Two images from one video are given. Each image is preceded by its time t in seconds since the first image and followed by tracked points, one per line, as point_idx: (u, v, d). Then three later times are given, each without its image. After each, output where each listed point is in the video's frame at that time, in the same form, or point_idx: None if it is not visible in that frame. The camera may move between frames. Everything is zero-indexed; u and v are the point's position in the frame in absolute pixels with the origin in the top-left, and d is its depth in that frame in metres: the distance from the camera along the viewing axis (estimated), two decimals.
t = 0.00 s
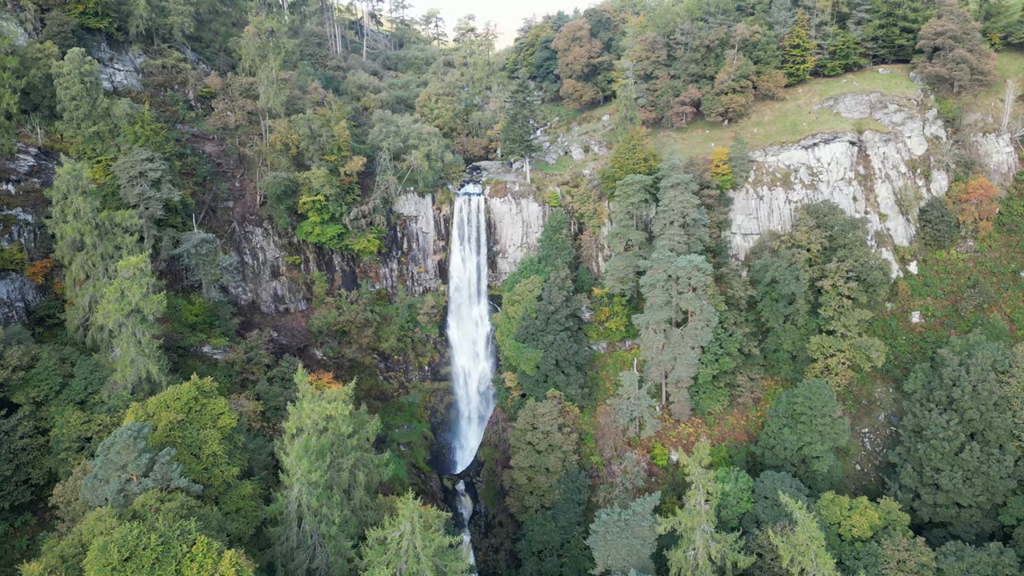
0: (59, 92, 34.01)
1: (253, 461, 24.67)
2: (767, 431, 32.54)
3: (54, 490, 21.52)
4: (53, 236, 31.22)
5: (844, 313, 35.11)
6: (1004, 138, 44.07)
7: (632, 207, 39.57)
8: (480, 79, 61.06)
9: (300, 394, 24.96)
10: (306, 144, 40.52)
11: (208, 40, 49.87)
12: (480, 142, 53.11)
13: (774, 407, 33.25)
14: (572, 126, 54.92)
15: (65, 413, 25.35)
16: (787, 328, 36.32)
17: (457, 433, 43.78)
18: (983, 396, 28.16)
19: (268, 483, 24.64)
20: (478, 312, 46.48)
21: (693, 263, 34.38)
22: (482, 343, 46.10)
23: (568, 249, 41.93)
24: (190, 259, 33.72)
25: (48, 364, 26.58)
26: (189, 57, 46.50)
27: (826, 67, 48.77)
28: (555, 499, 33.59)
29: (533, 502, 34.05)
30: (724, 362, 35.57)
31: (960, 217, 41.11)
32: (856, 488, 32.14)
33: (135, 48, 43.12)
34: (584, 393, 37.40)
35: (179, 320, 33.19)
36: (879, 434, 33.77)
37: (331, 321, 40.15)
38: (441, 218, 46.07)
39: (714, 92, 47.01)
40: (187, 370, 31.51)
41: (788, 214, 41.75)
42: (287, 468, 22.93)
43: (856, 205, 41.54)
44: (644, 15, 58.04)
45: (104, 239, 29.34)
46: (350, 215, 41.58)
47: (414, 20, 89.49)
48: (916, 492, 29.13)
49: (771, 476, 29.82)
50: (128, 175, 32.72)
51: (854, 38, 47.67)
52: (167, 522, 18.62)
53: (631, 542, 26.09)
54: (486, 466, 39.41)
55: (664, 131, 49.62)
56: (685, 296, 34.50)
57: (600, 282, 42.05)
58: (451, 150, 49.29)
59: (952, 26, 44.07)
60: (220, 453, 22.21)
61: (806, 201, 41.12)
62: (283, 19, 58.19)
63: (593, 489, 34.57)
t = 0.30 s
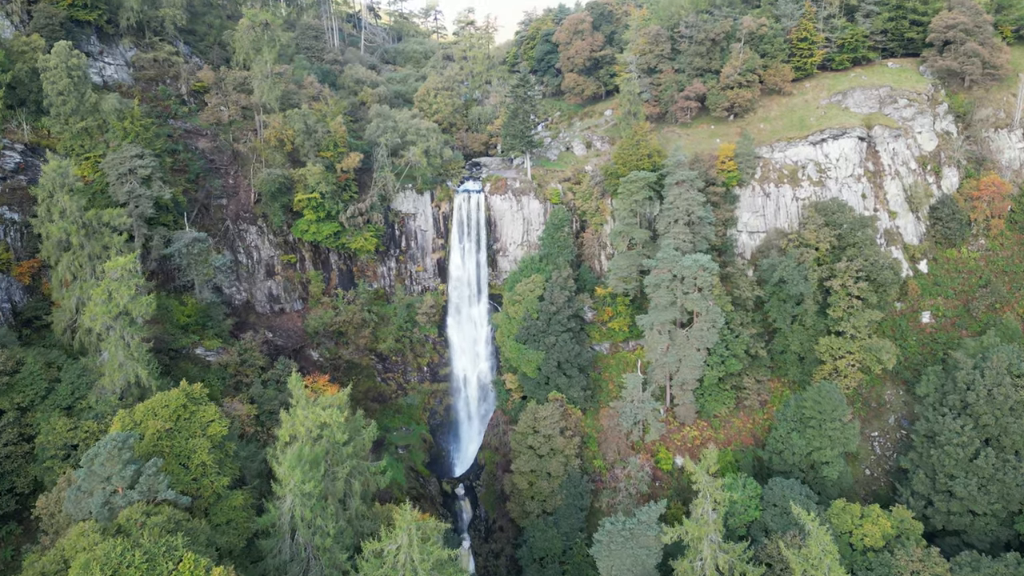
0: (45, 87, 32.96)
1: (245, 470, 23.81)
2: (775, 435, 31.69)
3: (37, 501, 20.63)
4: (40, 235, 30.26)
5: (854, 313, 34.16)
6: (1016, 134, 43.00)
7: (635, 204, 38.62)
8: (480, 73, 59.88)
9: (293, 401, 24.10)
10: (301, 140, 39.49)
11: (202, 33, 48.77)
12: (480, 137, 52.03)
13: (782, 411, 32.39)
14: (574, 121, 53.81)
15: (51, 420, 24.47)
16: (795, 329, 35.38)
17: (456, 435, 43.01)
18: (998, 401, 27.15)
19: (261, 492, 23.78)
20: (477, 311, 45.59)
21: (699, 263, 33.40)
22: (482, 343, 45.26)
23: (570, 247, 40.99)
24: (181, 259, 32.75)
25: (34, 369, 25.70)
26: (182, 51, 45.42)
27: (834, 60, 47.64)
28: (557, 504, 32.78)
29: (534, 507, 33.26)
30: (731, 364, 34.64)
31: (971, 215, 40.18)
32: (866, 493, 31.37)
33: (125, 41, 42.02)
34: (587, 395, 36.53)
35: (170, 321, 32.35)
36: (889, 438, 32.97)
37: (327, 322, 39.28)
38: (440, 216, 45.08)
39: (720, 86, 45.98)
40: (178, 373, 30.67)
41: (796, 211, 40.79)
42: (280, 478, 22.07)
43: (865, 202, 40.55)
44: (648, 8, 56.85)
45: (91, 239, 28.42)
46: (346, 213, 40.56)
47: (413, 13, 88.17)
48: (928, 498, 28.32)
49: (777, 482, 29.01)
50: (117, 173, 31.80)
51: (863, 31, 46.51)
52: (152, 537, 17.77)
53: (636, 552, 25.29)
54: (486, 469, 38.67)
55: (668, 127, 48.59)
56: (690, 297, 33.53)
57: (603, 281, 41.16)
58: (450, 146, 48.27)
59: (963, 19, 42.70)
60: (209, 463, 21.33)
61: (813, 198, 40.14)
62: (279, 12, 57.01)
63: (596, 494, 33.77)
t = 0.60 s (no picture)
0: (31, 81, 31.91)
1: (236, 479, 22.93)
2: (784, 440, 30.82)
3: (18, 513, 19.74)
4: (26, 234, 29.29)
5: (864, 314, 33.25)
6: None
7: (639, 202, 37.65)
8: (480, 67, 58.75)
9: (286, 407, 23.22)
10: (296, 136, 38.46)
11: (196, 26, 47.70)
12: (480, 133, 50.95)
13: (790, 415, 31.50)
14: (576, 116, 52.68)
15: (36, 426, 23.56)
16: (804, 331, 34.47)
17: (455, 437, 42.13)
18: (1015, 405, 26.23)
19: (253, 502, 22.91)
20: (477, 311, 44.69)
21: (705, 262, 32.40)
22: (482, 343, 44.41)
23: (572, 246, 40.10)
24: (172, 259, 31.86)
25: (18, 373, 24.81)
26: (174, 44, 44.37)
27: (842, 54, 46.49)
28: (559, 510, 31.96)
29: (536, 512, 32.42)
30: (738, 366, 33.67)
31: (983, 213, 39.37)
32: (877, 499, 30.59)
33: (116, 34, 40.93)
34: (590, 398, 35.64)
35: (161, 323, 31.53)
36: (900, 442, 32.17)
37: (323, 322, 38.43)
38: (439, 213, 44.06)
39: (725, 80, 44.95)
40: (170, 376, 29.80)
41: (804, 209, 39.83)
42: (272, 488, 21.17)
43: (874, 200, 39.58)
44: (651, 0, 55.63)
45: (78, 238, 27.50)
46: (342, 211, 39.50)
47: (412, 6, 86.85)
48: (942, 506, 27.47)
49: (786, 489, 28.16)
50: (105, 170, 30.85)
51: (873, 23, 45.35)
52: (136, 554, 16.90)
53: (641, 562, 24.46)
54: (486, 473, 37.93)
55: (672, 122, 47.56)
56: (696, 297, 32.60)
57: (606, 280, 40.24)
58: (450, 142, 47.25)
59: (975, 11, 41.36)
60: (198, 473, 20.46)
61: (822, 196, 39.19)
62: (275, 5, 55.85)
63: (600, 499, 32.93)
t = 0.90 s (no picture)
0: (15, 75, 30.87)
1: (227, 490, 22.05)
2: (792, 446, 29.94)
3: None
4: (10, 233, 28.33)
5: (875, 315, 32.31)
6: None
7: (643, 200, 36.67)
8: (479, 61, 57.62)
9: (278, 415, 22.29)
10: (291, 132, 37.40)
11: (189, 19, 46.61)
12: (480, 128, 49.85)
13: (799, 419, 30.62)
14: (578, 111, 51.60)
15: (19, 434, 22.69)
16: (812, 332, 33.56)
17: (455, 440, 41.33)
18: None
19: (244, 513, 22.02)
20: (477, 311, 43.81)
21: (711, 262, 31.38)
22: (482, 343, 43.54)
23: (574, 245, 39.26)
24: (162, 259, 30.94)
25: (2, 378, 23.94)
26: (166, 37, 43.31)
27: (851, 48, 45.35)
28: (561, 517, 31.13)
29: (537, 519, 31.62)
30: (745, 369, 32.76)
31: (996, 211, 38.21)
32: (887, 506, 29.81)
33: (105, 27, 39.81)
34: (593, 401, 34.79)
35: (152, 325, 30.70)
36: (911, 447, 31.36)
37: (319, 324, 37.77)
38: (438, 211, 43.08)
39: (731, 75, 43.91)
40: (160, 380, 28.90)
41: (812, 207, 38.92)
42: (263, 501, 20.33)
43: (884, 198, 38.65)
44: None
45: (63, 239, 26.57)
46: (338, 209, 38.49)
47: None
48: (956, 514, 26.58)
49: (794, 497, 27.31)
50: (93, 167, 29.91)
51: (882, 16, 44.17)
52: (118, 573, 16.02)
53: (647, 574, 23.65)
54: (487, 477, 37.17)
55: (676, 117, 46.51)
56: (702, 298, 31.66)
57: (609, 280, 39.37)
58: (449, 138, 46.23)
59: (989, 3, 40.25)
60: (186, 485, 19.56)
61: (830, 193, 38.24)
62: None
63: (603, 505, 32.16)
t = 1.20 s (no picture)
0: None
1: (217, 500, 21.19)
2: (801, 451, 29.05)
3: None
4: None
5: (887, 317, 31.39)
6: None
7: (647, 197, 35.71)
8: (479, 54, 56.47)
9: (271, 422, 21.38)
10: (285, 128, 36.37)
11: (182, 11, 45.50)
12: (480, 123, 48.78)
13: (808, 424, 29.74)
14: (580, 105, 50.51)
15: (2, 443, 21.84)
16: (821, 333, 32.67)
17: (454, 442, 40.60)
18: None
19: (235, 525, 21.16)
20: (477, 310, 42.94)
21: (718, 262, 30.43)
22: (482, 343, 42.71)
23: (576, 243, 38.45)
24: (151, 259, 30.00)
25: None
26: (157, 30, 42.30)
27: (860, 41, 44.19)
28: (563, 523, 30.32)
29: (538, 525, 30.82)
30: (752, 372, 31.86)
31: (1009, 209, 37.26)
32: (898, 513, 29.06)
33: (94, 20, 38.66)
34: (595, 404, 33.98)
35: (141, 326, 29.96)
36: (922, 452, 30.56)
37: (314, 324, 36.70)
38: (437, 208, 42.12)
39: (738, 68, 42.87)
40: (150, 383, 28.23)
41: (820, 205, 38.04)
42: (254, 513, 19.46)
43: (894, 195, 37.70)
44: None
45: (48, 239, 25.69)
46: (335, 206, 37.62)
47: None
48: (971, 523, 25.66)
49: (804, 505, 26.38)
50: (80, 164, 28.99)
51: (893, 8, 42.97)
52: None
53: None
54: (487, 480, 36.42)
55: (681, 112, 45.46)
56: (709, 299, 30.74)
57: (612, 280, 38.50)
58: (448, 133, 45.19)
59: None
60: (174, 497, 18.71)
61: (839, 190, 37.31)
62: None
63: (606, 511, 31.39)
